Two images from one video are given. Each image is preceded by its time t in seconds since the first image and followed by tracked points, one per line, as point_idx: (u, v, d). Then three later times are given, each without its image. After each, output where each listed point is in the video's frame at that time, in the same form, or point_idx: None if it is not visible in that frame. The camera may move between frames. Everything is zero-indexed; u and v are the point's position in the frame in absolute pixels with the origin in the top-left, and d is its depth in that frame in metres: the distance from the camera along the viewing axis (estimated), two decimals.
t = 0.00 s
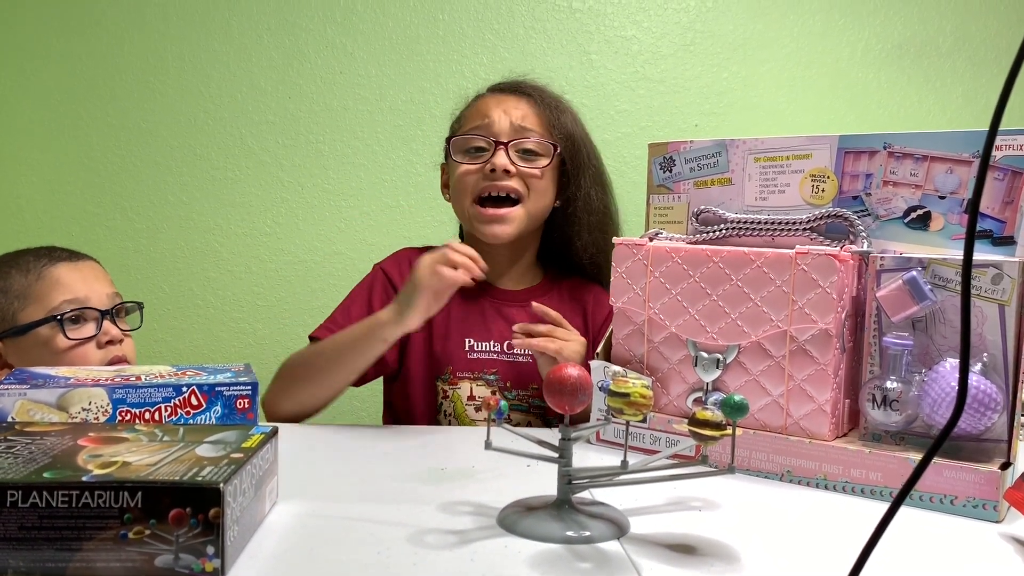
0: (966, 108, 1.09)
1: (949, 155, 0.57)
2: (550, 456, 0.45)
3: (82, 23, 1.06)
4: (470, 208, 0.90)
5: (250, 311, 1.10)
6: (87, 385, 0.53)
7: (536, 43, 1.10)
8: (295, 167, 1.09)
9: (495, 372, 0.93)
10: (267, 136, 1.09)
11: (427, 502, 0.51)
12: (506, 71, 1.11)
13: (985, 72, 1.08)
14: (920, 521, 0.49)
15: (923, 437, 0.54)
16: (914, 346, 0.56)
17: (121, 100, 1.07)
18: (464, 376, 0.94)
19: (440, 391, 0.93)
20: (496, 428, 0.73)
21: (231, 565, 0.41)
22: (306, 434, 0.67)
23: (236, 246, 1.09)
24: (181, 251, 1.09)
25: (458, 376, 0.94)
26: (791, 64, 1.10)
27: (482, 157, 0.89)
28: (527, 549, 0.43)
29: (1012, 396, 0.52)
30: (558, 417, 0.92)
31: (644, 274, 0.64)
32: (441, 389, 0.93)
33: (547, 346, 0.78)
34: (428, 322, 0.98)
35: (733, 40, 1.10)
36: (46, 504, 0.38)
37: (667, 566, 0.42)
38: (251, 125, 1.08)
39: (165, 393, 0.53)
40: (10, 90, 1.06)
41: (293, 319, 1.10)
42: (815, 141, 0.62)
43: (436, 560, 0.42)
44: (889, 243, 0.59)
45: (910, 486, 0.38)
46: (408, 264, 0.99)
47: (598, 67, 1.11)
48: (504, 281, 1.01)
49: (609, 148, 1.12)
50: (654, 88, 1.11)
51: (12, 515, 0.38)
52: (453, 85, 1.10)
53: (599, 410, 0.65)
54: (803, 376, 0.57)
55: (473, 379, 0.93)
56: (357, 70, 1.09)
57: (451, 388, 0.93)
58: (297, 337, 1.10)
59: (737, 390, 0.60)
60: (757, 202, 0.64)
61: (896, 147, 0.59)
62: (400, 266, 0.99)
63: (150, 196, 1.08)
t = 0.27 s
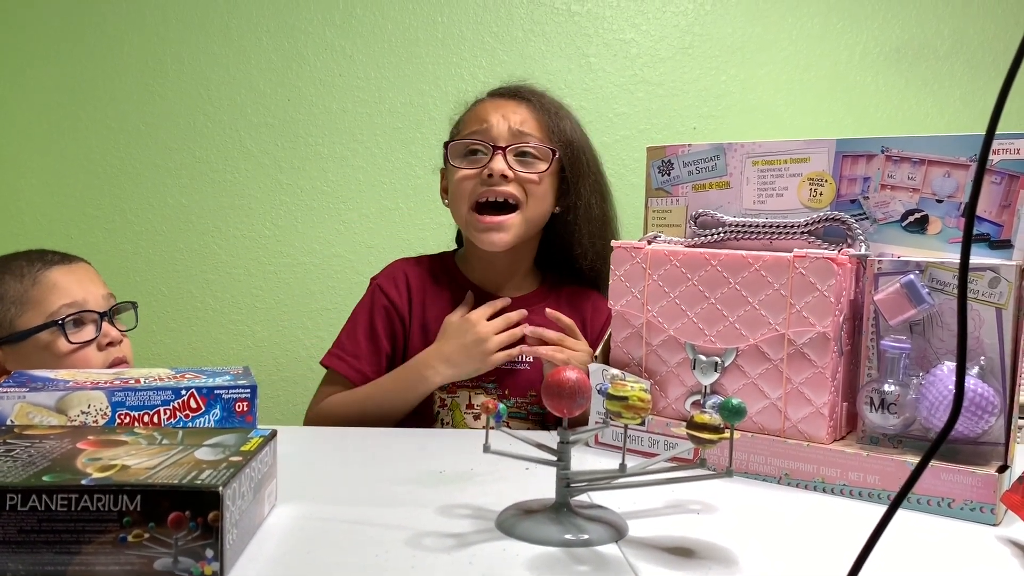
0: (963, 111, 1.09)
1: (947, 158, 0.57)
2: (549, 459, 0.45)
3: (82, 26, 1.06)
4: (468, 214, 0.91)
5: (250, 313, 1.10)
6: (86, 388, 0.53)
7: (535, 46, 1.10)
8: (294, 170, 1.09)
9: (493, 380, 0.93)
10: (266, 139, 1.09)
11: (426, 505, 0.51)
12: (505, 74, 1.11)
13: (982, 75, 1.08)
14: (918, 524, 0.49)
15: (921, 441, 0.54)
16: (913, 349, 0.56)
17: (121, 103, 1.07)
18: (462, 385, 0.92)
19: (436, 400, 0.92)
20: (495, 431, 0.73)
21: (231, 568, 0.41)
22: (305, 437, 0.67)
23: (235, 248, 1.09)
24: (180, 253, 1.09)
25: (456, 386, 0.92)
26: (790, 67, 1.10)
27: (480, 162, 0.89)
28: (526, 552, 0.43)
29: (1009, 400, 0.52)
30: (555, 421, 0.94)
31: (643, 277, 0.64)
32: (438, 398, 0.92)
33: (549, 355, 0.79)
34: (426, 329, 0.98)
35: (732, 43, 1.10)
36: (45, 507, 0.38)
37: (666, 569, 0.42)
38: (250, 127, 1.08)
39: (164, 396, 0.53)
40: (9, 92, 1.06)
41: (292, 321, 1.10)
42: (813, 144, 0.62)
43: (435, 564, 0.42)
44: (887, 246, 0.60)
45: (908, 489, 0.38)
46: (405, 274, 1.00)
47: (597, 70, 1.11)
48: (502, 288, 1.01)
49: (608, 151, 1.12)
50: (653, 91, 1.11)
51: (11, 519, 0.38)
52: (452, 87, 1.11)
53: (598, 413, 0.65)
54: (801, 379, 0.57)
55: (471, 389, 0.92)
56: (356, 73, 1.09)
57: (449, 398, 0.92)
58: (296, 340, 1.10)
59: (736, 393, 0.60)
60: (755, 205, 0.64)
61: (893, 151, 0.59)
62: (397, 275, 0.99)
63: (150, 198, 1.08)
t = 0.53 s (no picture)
0: (963, 112, 1.09)
1: (945, 160, 0.57)
2: (548, 460, 0.45)
3: (81, 28, 1.06)
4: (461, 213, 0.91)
5: (249, 315, 1.10)
6: (86, 389, 0.53)
7: (534, 48, 1.10)
8: (293, 171, 1.09)
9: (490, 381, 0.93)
10: (266, 141, 1.09)
11: (425, 507, 0.51)
12: (504, 76, 1.11)
13: (982, 77, 1.08)
14: (917, 526, 0.49)
15: (919, 442, 0.54)
16: (912, 350, 0.56)
17: (121, 105, 1.07)
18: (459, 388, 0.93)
19: (434, 403, 0.92)
20: (494, 432, 0.73)
21: (230, 569, 0.41)
22: (305, 438, 0.67)
23: (235, 249, 1.09)
24: (179, 255, 1.09)
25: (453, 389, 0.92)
26: (789, 69, 1.10)
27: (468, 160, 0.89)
28: (524, 554, 0.43)
29: (1007, 401, 0.52)
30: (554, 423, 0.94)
31: (642, 278, 0.64)
32: (436, 401, 0.92)
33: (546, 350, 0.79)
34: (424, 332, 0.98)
35: (731, 45, 1.10)
36: (44, 509, 0.38)
37: (664, 570, 0.42)
38: (250, 129, 1.09)
39: (163, 397, 0.53)
40: (9, 94, 1.06)
41: (291, 323, 1.10)
42: (812, 146, 0.62)
43: (433, 565, 0.42)
44: (886, 248, 0.60)
45: (907, 490, 0.38)
46: (402, 276, 1.00)
47: (596, 72, 1.11)
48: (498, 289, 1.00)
49: (607, 153, 1.12)
50: (652, 93, 1.11)
51: (10, 520, 0.38)
52: (452, 89, 1.11)
53: (598, 415, 0.65)
54: (800, 380, 0.57)
55: (468, 391, 0.92)
56: (355, 75, 1.09)
57: (447, 400, 0.92)
58: (296, 341, 1.11)
59: (735, 395, 0.60)
60: (754, 207, 0.65)
61: (892, 153, 0.59)
62: (395, 278, 0.99)
63: (149, 200, 1.08)
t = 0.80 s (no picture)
0: (962, 112, 1.09)
1: (946, 160, 0.57)
2: (549, 460, 0.45)
3: (82, 29, 1.07)
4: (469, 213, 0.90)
5: (249, 315, 1.10)
6: (86, 390, 0.53)
7: (534, 48, 1.10)
8: (293, 171, 1.09)
9: (490, 380, 0.94)
10: (266, 141, 1.09)
11: (425, 506, 0.51)
12: (505, 76, 1.11)
13: (981, 77, 1.09)
14: (917, 525, 0.49)
15: (920, 442, 0.54)
16: (912, 350, 0.56)
17: (121, 105, 1.07)
18: (460, 384, 0.94)
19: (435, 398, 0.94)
20: (494, 432, 0.73)
21: (230, 569, 0.41)
22: (305, 438, 0.67)
23: (235, 250, 1.09)
24: (179, 255, 1.09)
25: (453, 384, 0.94)
26: (789, 69, 1.10)
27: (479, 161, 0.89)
28: (525, 553, 0.43)
29: (1008, 401, 0.52)
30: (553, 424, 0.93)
31: (642, 278, 0.64)
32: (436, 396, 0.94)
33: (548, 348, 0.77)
34: (424, 330, 0.98)
35: (731, 45, 1.10)
36: (44, 508, 0.38)
37: (665, 570, 0.42)
38: (250, 129, 1.09)
39: (163, 398, 0.53)
40: (9, 95, 1.06)
41: (291, 323, 1.10)
42: (812, 146, 0.62)
43: (433, 564, 0.42)
44: (886, 247, 0.60)
45: (907, 489, 0.38)
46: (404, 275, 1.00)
47: (596, 72, 1.11)
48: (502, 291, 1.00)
49: (607, 153, 1.12)
50: (652, 93, 1.11)
51: (10, 520, 0.38)
52: (452, 89, 1.11)
53: (598, 415, 0.65)
54: (800, 380, 0.57)
55: (468, 387, 0.93)
56: (355, 75, 1.09)
57: (447, 396, 0.93)
58: (296, 342, 1.11)
59: (735, 395, 0.60)
60: (754, 207, 0.65)
61: (892, 153, 0.59)
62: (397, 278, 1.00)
63: (149, 200, 1.08)
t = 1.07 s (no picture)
0: (964, 112, 1.09)
1: (947, 159, 0.57)
2: (550, 459, 0.45)
3: (83, 29, 1.07)
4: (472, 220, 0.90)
5: (250, 315, 1.10)
6: (86, 389, 0.53)
7: (534, 47, 1.10)
8: (294, 171, 1.09)
9: (492, 382, 0.94)
10: (267, 141, 1.09)
11: (426, 505, 0.51)
12: (506, 76, 1.11)
13: (983, 76, 1.08)
14: (919, 525, 0.49)
15: (921, 441, 0.54)
16: (914, 349, 0.56)
17: (122, 105, 1.07)
18: (461, 386, 0.94)
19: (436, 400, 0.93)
20: (495, 431, 0.73)
21: (230, 568, 0.41)
22: (306, 437, 0.67)
23: (236, 250, 1.09)
24: (180, 255, 1.09)
25: (455, 386, 0.93)
26: (790, 68, 1.10)
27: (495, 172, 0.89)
28: (526, 553, 0.43)
29: (1010, 401, 0.52)
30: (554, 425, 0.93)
31: (644, 277, 0.64)
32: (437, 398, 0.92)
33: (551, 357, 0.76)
34: (426, 331, 0.98)
35: (732, 45, 1.10)
36: (45, 507, 0.38)
37: (666, 569, 0.42)
38: (251, 129, 1.09)
39: (164, 397, 0.53)
40: (10, 95, 1.06)
41: (292, 323, 1.10)
42: (814, 145, 0.62)
43: (434, 564, 0.42)
44: (887, 246, 0.60)
45: (909, 489, 0.38)
46: (406, 275, 1.00)
47: (597, 72, 1.11)
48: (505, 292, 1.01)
49: (608, 152, 1.12)
50: (653, 92, 1.11)
51: (11, 519, 0.38)
52: (453, 89, 1.11)
53: (599, 414, 0.66)
54: (802, 379, 0.57)
55: (469, 389, 0.93)
56: (356, 75, 1.09)
57: (448, 398, 0.92)
58: (297, 342, 1.11)
59: (736, 394, 0.60)
60: (755, 206, 0.65)
61: (894, 152, 0.59)
62: (399, 278, 0.99)
63: (150, 200, 1.08)
